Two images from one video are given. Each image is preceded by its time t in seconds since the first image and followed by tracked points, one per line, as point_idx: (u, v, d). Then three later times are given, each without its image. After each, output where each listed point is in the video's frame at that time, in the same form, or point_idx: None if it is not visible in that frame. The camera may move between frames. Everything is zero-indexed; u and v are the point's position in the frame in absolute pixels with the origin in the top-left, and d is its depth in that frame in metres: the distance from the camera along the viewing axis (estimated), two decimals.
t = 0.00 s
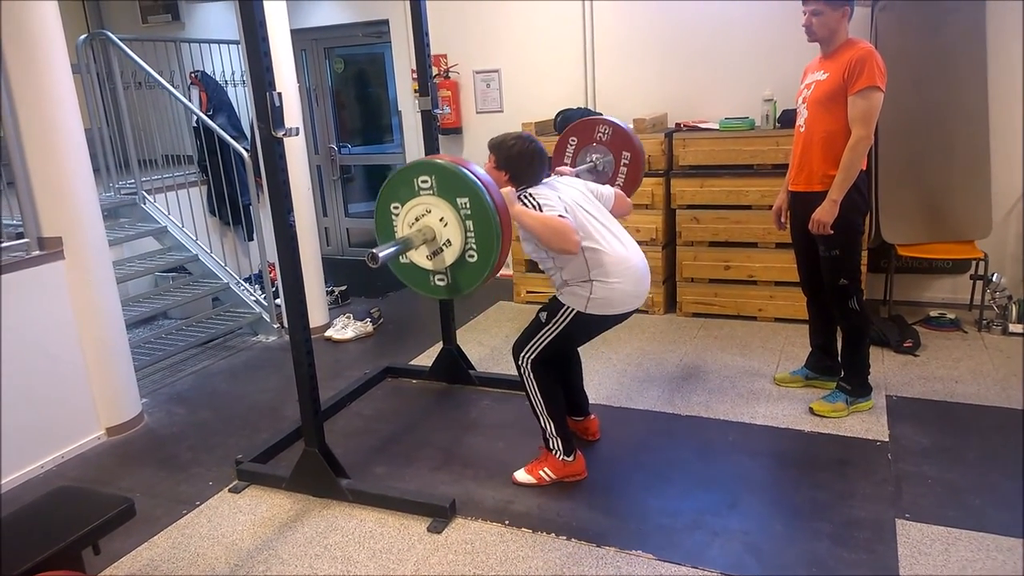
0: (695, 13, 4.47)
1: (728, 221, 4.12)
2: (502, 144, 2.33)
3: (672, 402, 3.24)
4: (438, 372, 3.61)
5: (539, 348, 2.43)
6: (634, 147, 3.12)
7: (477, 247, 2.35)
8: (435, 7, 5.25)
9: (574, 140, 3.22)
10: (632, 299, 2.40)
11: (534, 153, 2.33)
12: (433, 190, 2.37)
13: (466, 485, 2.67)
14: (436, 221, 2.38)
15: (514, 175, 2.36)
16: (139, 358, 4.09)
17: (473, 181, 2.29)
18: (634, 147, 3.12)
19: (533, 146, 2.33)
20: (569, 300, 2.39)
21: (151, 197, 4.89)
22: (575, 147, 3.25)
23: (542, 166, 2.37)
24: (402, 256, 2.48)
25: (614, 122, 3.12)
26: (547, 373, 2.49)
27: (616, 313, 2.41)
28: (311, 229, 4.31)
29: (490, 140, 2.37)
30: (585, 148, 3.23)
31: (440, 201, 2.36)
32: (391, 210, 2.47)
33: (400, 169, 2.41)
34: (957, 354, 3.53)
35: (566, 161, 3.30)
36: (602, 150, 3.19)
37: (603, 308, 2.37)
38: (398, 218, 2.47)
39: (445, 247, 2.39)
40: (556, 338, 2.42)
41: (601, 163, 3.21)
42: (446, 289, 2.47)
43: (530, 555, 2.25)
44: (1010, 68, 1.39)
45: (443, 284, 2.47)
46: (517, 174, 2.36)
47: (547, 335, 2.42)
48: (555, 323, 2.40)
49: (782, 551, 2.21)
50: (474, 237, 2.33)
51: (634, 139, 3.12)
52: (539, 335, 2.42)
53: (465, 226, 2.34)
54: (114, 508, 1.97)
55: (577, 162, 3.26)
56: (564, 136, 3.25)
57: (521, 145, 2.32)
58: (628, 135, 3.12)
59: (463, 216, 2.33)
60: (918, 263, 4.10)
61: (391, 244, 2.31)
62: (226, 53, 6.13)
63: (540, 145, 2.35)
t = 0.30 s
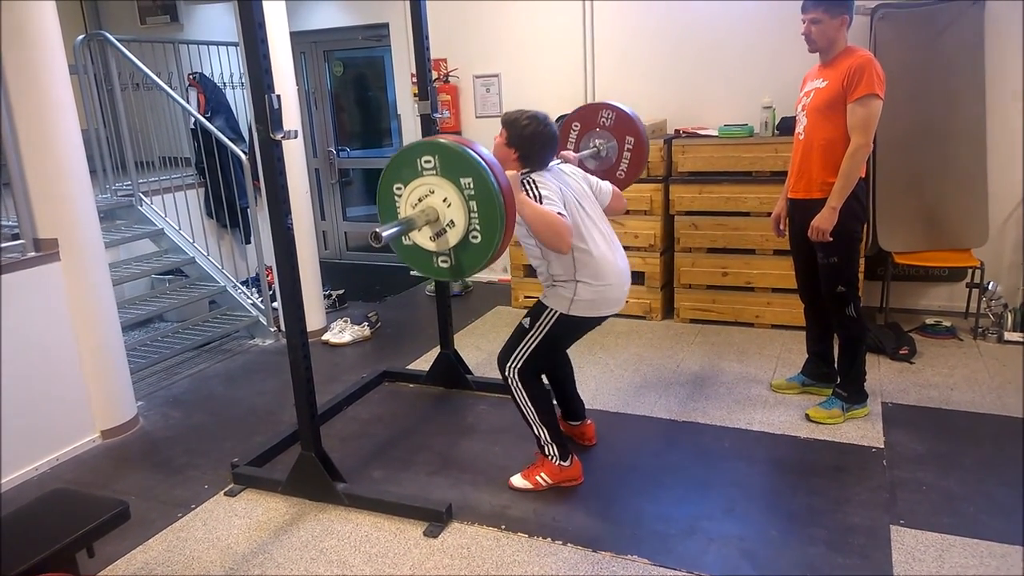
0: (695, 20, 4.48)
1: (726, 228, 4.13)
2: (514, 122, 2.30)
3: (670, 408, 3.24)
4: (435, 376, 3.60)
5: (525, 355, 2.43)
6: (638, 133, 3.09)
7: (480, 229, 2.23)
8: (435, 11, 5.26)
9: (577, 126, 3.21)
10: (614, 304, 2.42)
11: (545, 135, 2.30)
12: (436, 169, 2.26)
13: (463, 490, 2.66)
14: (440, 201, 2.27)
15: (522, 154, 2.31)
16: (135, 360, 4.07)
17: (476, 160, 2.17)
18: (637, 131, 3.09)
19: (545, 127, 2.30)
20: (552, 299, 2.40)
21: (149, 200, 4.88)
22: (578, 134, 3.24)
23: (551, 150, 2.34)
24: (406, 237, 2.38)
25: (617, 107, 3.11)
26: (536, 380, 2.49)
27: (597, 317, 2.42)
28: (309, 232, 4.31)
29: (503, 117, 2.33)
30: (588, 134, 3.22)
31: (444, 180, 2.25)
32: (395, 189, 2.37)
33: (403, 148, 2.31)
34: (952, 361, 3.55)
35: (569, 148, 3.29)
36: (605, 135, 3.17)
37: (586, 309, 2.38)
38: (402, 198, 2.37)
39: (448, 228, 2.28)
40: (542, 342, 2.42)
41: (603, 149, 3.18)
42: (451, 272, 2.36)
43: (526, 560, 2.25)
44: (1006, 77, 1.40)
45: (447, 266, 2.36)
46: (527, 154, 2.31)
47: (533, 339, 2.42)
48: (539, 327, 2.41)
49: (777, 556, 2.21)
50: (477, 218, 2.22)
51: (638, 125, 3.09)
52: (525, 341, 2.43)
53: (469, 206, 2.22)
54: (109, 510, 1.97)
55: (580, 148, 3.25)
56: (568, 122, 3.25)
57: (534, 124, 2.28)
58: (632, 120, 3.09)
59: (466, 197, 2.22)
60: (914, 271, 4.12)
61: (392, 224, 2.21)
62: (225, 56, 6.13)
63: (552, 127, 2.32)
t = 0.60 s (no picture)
0: (691, 23, 4.50)
1: (723, 229, 4.13)
2: (520, 95, 2.25)
3: (667, 410, 3.24)
4: (432, 378, 3.60)
5: (524, 347, 2.44)
6: (639, 111, 3.03)
7: (484, 202, 2.13)
8: (432, 14, 5.27)
9: (576, 105, 3.15)
10: (598, 294, 2.42)
11: (551, 108, 2.26)
12: (437, 140, 2.16)
13: (460, 492, 2.66)
14: (441, 173, 2.17)
15: (527, 129, 2.27)
16: (132, 362, 4.07)
17: (479, 131, 2.07)
18: (638, 109, 3.02)
19: (552, 100, 2.26)
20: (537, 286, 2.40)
21: (146, 201, 4.87)
22: (577, 113, 3.18)
23: (556, 124, 2.30)
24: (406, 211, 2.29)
25: (616, 84, 3.04)
26: (536, 373, 2.49)
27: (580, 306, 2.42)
28: (306, 234, 4.31)
29: (508, 90, 2.28)
30: (588, 113, 3.15)
31: (445, 152, 2.15)
32: (395, 161, 2.28)
33: (403, 118, 2.21)
34: (949, 364, 3.55)
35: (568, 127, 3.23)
36: (605, 114, 3.10)
37: (569, 296, 2.37)
38: (402, 170, 2.28)
39: (451, 201, 2.18)
40: (537, 333, 2.43)
41: (603, 129, 3.12)
42: (454, 246, 2.27)
43: (523, 562, 2.24)
44: (1003, 79, 1.40)
45: (450, 240, 2.27)
46: (532, 128, 2.27)
47: (526, 335, 2.43)
48: (530, 321, 2.41)
49: (775, 559, 2.21)
50: (480, 191, 2.12)
51: (638, 103, 3.02)
52: (518, 337, 2.43)
53: (472, 178, 2.12)
54: (107, 512, 1.96)
55: (579, 128, 3.18)
56: (567, 101, 3.18)
57: (542, 99, 2.24)
58: (632, 98, 3.02)
59: (468, 169, 2.12)
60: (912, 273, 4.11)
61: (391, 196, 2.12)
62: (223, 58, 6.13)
63: (559, 100, 2.28)
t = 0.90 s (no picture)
0: (691, 27, 4.50)
1: (723, 232, 4.13)
2: (522, 54, 2.21)
3: (667, 413, 3.24)
4: (432, 381, 3.60)
5: (557, 335, 2.39)
6: (642, 79, 3.00)
7: (489, 151, 2.09)
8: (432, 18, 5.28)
9: (580, 74, 3.16)
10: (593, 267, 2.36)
11: (556, 66, 2.21)
12: (443, 87, 2.15)
13: (460, 495, 2.66)
14: (446, 121, 2.15)
15: (532, 88, 2.24)
16: (133, 364, 4.07)
17: (485, 76, 2.05)
18: (641, 77, 3.00)
19: (555, 58, 2.20)
20: (531, 265, 2.38)
21: (146, 204, 4.88)
22: (582, 83, 3.18)
23: (560, 83, 2.26)
24: (410, 162, 2.28)
25: (620, 53, 3.04)
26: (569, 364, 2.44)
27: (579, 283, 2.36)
28: (306, 237, 4.31)
29: (510, 51, 2.25)
30: (592, 82, 3.15)
31: (451, 99, 2.13)
32: (400, 112, 2.28)
33: (410, 66, 2.21)
34: (950, 366, 3.55)
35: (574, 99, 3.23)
36: (608, 83, 3.11)
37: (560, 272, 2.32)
38: (407, 120, 2.27)
39: (455, 150, 2.15)
40: (556, 322, 2.38)
41: (607, 98, 3.11)
42: (456, 199, 2.22)
43: (524, 565, 2.24)
44: (1002, 82, 1.41)
45: (453, 193, 2.22)
46: (537, 86, 2.24)
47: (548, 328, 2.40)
48: (547, 310, 2.38)
49: (776, 562, 2.20)
50: (486, 138, 2.08)
51: (641, 71, 3.01)
52: (545, 331, 2.40)
53: (477, 126, 2.09)
54: (107, 516, 1.95)
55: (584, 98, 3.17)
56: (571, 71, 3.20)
57: (545, 56, 2.19)
58: (635, 67, 3.01)
59: (474, 117, 2.09)
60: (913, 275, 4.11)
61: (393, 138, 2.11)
62: (223, 61, 6.15)
63: (564, 60, 2.22)
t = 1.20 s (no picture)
0: (691, 27, 4.50)
1: (724, 232, 4.13)
2: (513, 58, 2.22)
3: (668, 413, 3.24)
4: (433, 382, 3.60)
5: (559, 339, 2.40)
6: (643, 84, 3.01)
7: (490, 155, 2.09)
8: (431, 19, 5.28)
9: (579, 79, 3.15)
10: (589, 274, 2.37)
11: (548, 67, 2.21)
12: (444, 92, 2.16)
13: (462, 496, 2.65)
14: (448, 126, 2.16)
15: (527, 92, 2.25)
16: (134, 367, 4.07)
17: (486, 81, 2.05)
18: (642, 82, 3.00)
19: (547, 58, 2.20)
20: (529, 270, 2.36)
21: (147, 207, 4.88)
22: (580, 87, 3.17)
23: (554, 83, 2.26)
24: (412, 165, 2.28)
25: (620, 58, 3.04)
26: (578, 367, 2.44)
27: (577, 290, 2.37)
28: (307, 239, 4.31)
29: (502, 58, 2.26)
30: (592, 87, 3.14)
31: (452, 104, 2.13)
32: (401, 115, 2.29)
33: (412, 69, 2.21)
34: (953, 366, 3.54)
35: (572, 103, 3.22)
36: (608, 88, 3.10)
37: (558, 278, 2.32)
38: (408, 123, 2.28)
39: (457, 155, 2.16)
40: (561, 327, 2.38)
41: (607, 103, 3.11)
42: (458, 203, 2.23)
43: (526, 566, 2.24)
44: (1003, 80, 1.41)
45: (455, 197, 2.24)
46: (531, 89, 2.25)
47: (553, 333, 2.39)
48: (549, 315, 2.38)
49: (778, 562, 2.20)
50: (486, 143, 2.08)
51: (642, 76, 3.01)
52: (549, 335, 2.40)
53: (478, 131, 2.09)
54: (110, 519, 1.95)
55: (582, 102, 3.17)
56: (570, 75, 3.19)
57: (535, 56, 2.19)
58: (636, 72, 3.02)
59: (476, 122, 2.09)
60: (915, 275, 4.11)
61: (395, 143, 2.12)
62: (223, 64, 6.15)
63: (556, 59, 2.21)
